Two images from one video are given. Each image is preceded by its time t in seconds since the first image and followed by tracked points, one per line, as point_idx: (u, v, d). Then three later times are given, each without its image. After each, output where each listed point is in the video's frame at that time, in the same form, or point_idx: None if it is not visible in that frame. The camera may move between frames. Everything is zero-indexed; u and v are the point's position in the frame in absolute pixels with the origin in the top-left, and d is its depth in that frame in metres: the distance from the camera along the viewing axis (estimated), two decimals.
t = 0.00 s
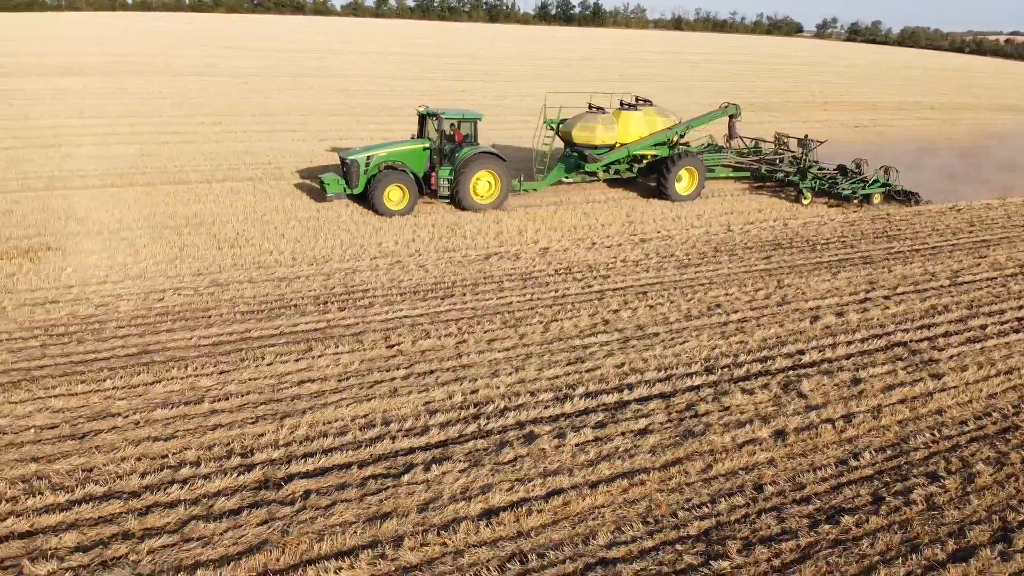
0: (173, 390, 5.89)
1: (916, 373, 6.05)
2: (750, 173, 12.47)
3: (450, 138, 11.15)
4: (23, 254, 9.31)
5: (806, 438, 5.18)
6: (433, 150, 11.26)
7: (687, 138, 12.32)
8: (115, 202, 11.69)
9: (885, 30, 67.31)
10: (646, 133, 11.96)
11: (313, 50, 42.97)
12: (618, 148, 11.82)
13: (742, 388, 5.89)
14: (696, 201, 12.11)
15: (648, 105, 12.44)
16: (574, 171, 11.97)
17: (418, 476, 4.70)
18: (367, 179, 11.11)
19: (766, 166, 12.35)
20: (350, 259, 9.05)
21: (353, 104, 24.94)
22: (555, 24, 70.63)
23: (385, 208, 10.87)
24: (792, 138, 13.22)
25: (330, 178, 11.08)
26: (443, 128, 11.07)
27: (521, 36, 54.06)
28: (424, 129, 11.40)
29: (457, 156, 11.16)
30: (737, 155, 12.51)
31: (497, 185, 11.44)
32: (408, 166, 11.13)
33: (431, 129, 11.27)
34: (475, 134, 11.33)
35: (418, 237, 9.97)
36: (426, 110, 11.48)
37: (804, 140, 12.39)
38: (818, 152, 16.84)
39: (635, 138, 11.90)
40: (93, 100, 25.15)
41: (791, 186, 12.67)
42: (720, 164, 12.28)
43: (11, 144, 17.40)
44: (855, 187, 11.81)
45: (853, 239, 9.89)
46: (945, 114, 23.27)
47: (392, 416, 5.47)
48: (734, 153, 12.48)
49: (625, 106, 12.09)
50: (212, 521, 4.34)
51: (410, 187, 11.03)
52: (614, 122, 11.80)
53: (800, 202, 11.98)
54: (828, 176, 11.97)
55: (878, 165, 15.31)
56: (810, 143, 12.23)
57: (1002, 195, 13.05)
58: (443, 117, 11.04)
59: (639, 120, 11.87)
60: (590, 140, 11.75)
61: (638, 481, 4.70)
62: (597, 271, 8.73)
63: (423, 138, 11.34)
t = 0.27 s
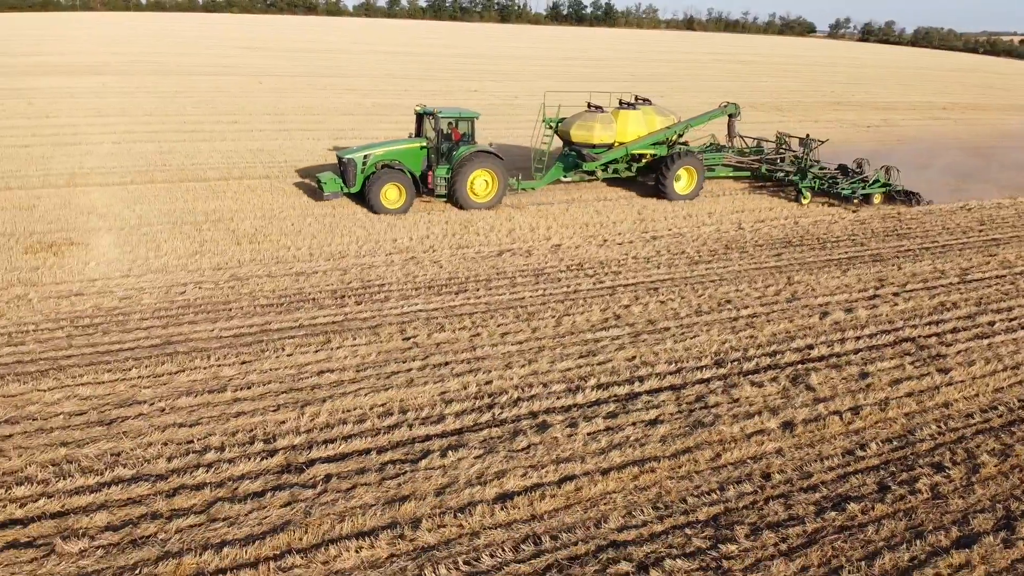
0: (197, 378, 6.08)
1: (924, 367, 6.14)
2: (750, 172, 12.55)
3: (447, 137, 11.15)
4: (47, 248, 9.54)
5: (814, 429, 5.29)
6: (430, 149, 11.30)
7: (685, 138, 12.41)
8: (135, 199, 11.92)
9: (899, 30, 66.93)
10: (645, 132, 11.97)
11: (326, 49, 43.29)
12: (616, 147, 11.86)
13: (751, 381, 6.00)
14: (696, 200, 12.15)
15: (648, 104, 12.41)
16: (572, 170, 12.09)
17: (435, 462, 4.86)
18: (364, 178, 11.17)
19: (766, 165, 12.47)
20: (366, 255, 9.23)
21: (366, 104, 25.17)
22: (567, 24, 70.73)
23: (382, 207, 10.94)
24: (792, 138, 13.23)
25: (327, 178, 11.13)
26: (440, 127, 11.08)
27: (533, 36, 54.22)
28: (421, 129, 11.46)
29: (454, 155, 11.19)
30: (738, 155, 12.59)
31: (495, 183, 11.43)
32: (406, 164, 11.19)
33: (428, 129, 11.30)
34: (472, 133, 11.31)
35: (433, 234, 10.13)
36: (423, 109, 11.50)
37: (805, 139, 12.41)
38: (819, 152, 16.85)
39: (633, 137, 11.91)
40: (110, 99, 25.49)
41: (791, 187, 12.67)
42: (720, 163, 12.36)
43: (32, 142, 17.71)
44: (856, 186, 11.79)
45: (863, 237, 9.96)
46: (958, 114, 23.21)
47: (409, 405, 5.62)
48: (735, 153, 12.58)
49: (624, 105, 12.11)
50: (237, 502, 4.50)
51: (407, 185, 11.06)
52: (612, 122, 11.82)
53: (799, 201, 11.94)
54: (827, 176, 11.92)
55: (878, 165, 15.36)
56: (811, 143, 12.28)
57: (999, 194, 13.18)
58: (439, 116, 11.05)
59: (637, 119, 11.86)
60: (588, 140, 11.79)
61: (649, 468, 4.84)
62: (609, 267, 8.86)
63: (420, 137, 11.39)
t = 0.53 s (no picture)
0: (222, 367, 6.27)
1: (933, 362, 6.22)
2: (752, 172, 12.55)
3: (446, 136, 11.27)
4: (73, 242, 9.78)
5: (823, 421, 5.40)
6: (429, 148, 11.43)
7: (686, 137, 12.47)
8: (157, 195, 12.16)
9: (915, 30, 66.45)
10: (645, 131, 12.06)
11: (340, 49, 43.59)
12: (616, 146, 11.96)
13: (762, 374, 6.12)
14: (697, 199, 12.18)
15: (647, 103, 12.46)
16: (572, 169, 12.15)
17: (453, 448, 5.03)
18: (363, 176, 11.33)
19: (768, 165, 12.43)
20: (384, 251, 9.40)
21: (381, 103, 25.39)
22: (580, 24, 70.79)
23: (380, 204, 11.07)
24: (795, 137, 13.15)
25: (326, 175, 11.28)
26: (439, 126, 11.20)
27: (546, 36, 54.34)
28: (421, 128, 11.60)
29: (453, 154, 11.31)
30: (740, 154, 12.54)
31: (494, 182, 11.58)
32: (405, 163, 11.34)
33: (427, 128, 11.43)
34: (471, 132, 11.43)
35: (448, 230, 10.29)
36: (423, 108, 11.64)
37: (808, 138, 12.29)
38: (824, 152, 16.82)
39: (633, 137, 11.98)
40: (129, 98, 25.85)
41: (794, 187, 12.65)
42: (722, 163, 12.37)
43: (55, 140, 18.03)
44: (857, 186, 11.85)
45: (876, 235, 10.02)
46: (973, 114, 23.12)
47: (427, 395, 5.79)
48: (737, 152, 12.56)
49: (624, 105, 12.19)
50: (263, 483, 4.67)
51: (406, 184, 11.19)
52: (612, 121, 11.90)
53: (801, 201, 11.95)
54: (829, 175, 12.00)
55: (882, 166, 15.37)
56: (814, 141, 12.10)
57: (1012, 194, 13.20)
58: (439, 114, 11.18)
59: (637, 118, 11.92)
60: (588, 139, 11.87)
61: (660, 456, 4.97)
62: (622, 263, 8.98)
63: (419, 136, 11.52)
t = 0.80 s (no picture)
0: (247, 356, 6.47)
1: (943, 357, 6.31)
2: (755, 172, 12.63)
3: (446, 134, 11.38)
4: (100, 237, 10.04)
5: (833, 412, 5.51)
6: (428, 147, 11.56)
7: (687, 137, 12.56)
8: (179, 192, 12.41)
9: (934, 31, 65.92)
10: (646, 130, 12.17)
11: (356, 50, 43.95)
12: (616, 144, 12.10)
13: (774, 367, 6.24)
14: (698, 198, 12.19)
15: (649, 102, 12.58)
16: (572, 168, 12.28)
17: (470, 435, 5.20)
18: (362, 174, 11.49)
19: (771, 165, 12.52)
20: (401, 246, 9.58)
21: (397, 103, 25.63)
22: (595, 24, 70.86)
23: (379, 203, 11.17)
24: (797, 138, 13.17)
25: (325, 174, 11.41)
26: (439, 125, 11.34)
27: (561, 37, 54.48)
28: (421, 127, 11.75)
29: (453, 152, 11.40)
30: (743, 154, 12.61)
31: (494, 181, 11.65)
32: (405, 160, 11.51)
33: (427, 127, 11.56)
34: (471, 131, 11.54)
35: (464, 227, 10.45)
36: (423, 108, 11.79)
37: (812, 138, 12.31)
38: (829, 152, 16.77)
39: (634, 135, 12.11)
40: (150, 97, 26.23)
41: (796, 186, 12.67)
42: (725, 162, 12.42)
43: (79, 138, 18.37)
44: (860, 186, 11.84)
45: (890, 234, 10.09)
46: (990, 115, 23.02)
47: (444, 384, 5.95)
48: (741, 152, 12.66)
49: (625, 104, 12.32)
50: (289, 466, 4.85)
51: (404, 181, 11.30)
52: (613, 120, 12.04)
53: (803, 201, 11.98)
54: (831, 175, 12.00)
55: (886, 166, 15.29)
56: (817, 141, 12.18)
57: None
58: (438, 113, 11.32)
59: (638, 117, 12.06)
60: (588, 137, 12.03)
61: (673, 444, 5.11)
62: (636, 260, 9.10)
63: (419, 135, 11.67)
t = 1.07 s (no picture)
0: (271, 347, 6.67)
1: (954, 352, 6.39)
2: (758, 172, 12.72)
3: (445, 133, 11.47)
4: (125, 232, 10.29)
5: (843, 404, 5.61)
6: (428, 145, 11.66)
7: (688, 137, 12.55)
8: (201, 189, 12.66)
9: (951, 32, 65.44)
10: (647, 130, 12.18)
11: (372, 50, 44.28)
12: (617, 144, 12.11)
13: (785, 361, 6.35)
14: (698, 197, 12.24)
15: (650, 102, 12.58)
16: (573, 167, 12.26)
17: (487, 422, 5.36)
18: (362, 173, 11.61)
19: (774, 165, 12.60)
20: (419, 243, 9.76)
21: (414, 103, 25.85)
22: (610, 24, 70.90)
23: (379, 201, 11.31)
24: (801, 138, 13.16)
25: (326, 172, 11.53)
26: (438, 123, 11.43)
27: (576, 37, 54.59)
28: (421, 125, 11.83)
29: (452, 151, 11.51)
30: (747, 155, 12.72)
31: (493, 180, 11.74)
32: (405, 159, 11.62)
33: (427, 125, 11.65)
34: (471, 130, 11.62)
35: (480, 224, 10.61)
36: (423, 106, 11.86)
37: (816, 139, 12.37)
38: (832, 152, 16.73)
39: (634, 134, 12.13)
40: (170, 96, 26.60)
41: (798, 186, 12.65)
42: (727, 161, 12.54)
43: (102, 136, 18.70)
44: (862, 186, 11.78)
45: (903, 232, 10.15)
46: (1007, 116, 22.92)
47: (461, 375, 6.11)
48: (745, 152, 12.79)
49: (626, 103, 12.33)
50: (313, 450, 5.03)
51: (404, 179, 11.43)
52: (613, 119, 12.05)
53: (805, 201, 11.94)
54: (833, 175, 11.95)
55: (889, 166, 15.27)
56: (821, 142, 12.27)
57: None
58: (438, 112, 11.40)
59: (639, 116, 12.08)
60: (588, 137, 12.05)
61: (685, 434, 5.24)
62: (650, 256, 9.23)
63: (419, 134, 11.76)
